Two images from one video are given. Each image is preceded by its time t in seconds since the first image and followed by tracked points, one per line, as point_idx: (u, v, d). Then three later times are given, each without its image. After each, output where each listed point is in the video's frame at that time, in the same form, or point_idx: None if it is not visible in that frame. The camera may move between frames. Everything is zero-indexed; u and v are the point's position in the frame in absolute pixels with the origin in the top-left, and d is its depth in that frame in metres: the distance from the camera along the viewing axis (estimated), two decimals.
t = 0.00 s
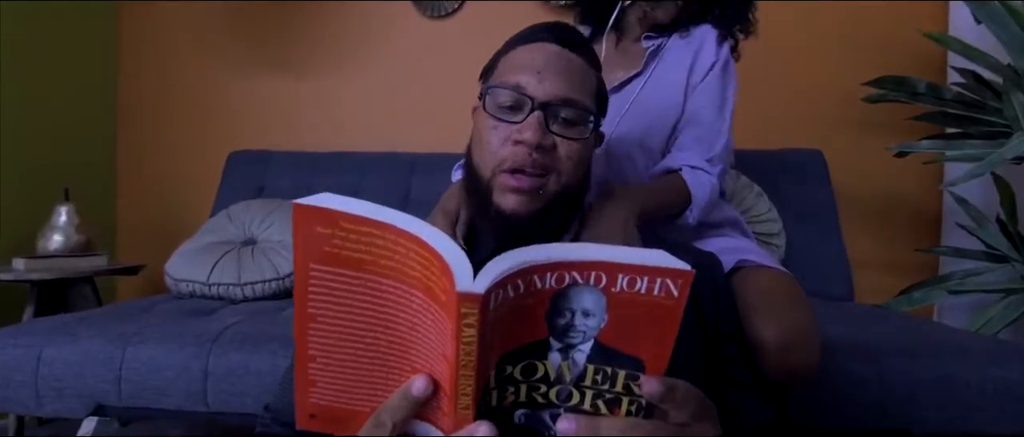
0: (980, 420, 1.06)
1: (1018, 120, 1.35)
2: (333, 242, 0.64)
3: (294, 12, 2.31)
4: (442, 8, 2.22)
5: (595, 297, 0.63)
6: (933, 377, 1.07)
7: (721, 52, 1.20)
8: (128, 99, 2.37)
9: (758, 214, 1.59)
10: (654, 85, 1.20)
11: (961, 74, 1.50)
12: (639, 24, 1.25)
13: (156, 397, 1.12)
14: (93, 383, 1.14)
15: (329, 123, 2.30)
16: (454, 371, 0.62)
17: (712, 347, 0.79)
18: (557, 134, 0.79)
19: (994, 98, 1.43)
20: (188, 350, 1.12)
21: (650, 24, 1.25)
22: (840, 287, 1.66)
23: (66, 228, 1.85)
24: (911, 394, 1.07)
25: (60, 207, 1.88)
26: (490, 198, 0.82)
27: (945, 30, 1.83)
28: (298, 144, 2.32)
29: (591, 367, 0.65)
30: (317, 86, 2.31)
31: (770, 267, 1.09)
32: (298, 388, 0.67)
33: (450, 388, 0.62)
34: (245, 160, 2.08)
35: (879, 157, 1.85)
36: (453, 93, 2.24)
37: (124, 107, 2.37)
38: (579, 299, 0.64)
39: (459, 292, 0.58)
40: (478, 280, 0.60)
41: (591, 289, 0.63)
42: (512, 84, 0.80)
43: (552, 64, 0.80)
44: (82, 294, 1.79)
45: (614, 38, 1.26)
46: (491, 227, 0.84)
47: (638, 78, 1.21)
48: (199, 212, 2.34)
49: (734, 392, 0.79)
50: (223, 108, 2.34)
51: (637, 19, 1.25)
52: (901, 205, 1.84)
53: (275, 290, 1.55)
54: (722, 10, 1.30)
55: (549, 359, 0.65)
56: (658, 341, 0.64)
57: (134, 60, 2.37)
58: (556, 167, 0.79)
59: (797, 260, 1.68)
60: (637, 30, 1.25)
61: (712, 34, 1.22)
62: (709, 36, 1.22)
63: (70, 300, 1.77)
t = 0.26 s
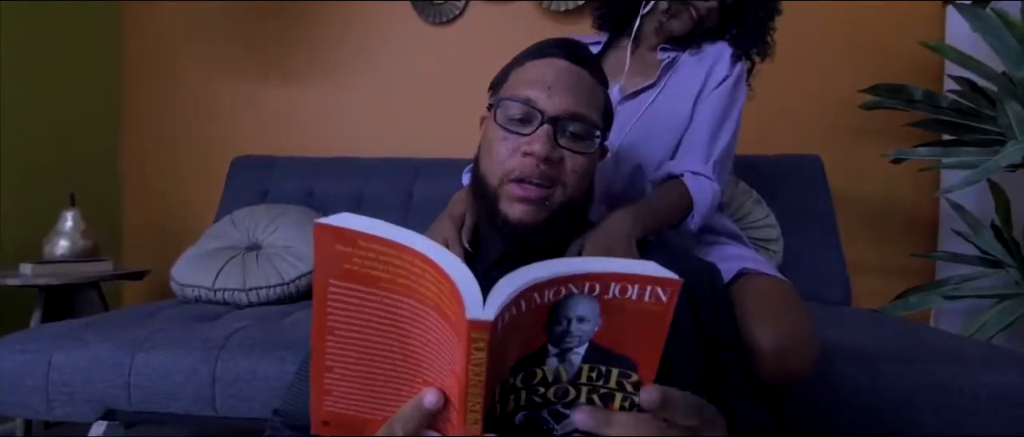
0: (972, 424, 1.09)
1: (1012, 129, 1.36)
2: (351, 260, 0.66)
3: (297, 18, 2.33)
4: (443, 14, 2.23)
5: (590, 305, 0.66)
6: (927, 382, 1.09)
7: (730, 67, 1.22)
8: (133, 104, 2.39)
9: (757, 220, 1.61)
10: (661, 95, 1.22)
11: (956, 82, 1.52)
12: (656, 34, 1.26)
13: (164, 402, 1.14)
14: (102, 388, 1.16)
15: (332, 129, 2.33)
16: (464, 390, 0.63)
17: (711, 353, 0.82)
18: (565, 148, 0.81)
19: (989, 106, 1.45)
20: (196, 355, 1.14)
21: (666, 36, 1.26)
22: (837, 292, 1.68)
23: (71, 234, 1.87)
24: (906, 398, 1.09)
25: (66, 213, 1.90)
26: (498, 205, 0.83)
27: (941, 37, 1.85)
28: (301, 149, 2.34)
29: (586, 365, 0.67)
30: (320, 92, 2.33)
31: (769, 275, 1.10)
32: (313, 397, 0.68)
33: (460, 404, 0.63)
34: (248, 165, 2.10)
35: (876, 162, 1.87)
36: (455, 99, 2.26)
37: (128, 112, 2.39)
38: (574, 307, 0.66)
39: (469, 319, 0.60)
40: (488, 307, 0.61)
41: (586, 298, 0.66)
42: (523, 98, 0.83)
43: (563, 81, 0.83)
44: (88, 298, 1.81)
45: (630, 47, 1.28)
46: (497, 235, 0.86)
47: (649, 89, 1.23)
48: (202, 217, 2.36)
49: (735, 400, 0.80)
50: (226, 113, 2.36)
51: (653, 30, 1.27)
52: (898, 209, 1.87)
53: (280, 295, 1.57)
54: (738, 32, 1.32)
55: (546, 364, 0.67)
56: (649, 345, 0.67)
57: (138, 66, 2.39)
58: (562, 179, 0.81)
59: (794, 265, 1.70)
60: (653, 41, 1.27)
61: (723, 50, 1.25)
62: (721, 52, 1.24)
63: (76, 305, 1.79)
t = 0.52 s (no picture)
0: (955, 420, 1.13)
1: (999, 135, 1.40)
2: (380, 272, 0.70)
3: (302, 23, 2.37)
4: (445, 20, 2.28)
5: (579, 305, 0.69)
6: (912, 380, 1.13)
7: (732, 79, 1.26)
8: (141, 107, 2.44)
9: (751, 222, 1.65)
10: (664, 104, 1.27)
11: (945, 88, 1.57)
12: (664, 46, 1.31)
13: (178, 398, 1.19)
14: (118, 385, 1.20)
15: (336, 132, 2.37)
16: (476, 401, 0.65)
17: (702, 351, 0.86)
18: (573, 159, 0.86)
19: (977, 113, 1.48)
20: (209, 354, 1.19)
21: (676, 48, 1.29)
22: (829, 292, 1.73)
23: (82, 236, 1.92)
24: (892, 396, 1.13)
25: (77, 215, 1.94)
26: (505, 206, 0.87)
27: (933, 44, 1.90)
28: (306, 152, 2.38)
29: (573, 353, 0.71)
30: (324, 97, 2.37)
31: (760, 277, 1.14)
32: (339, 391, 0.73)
33: (471, 411, 0.66)
34: (254, 168, 2.14)
35: (869, 166, 1.91)
36: (456, 104, 2.31)
37: (136, 115, 2.44)
38: (563, 309, 0.69)
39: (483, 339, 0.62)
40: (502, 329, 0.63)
41: (576, 300, 0.69)
42: (535, 109, 0.87)
43: (574, 95, 0.87)
44: (99, 298, 1.86)
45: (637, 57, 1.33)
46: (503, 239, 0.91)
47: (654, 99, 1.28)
48: (208, 219, 2.41)
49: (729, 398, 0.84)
50: (232, 117, 2.41)
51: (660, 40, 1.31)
52: (890, 212, 1.91)
53: (287, 296, 1.62)
54: (744, 49, 1.34)
55: (539, 361, 0.70)
56: (627, 334, 0.72)
57: (146, 70, 2.43)
58: (568, 188, 0.86)
59: (788, 267, 1.75)
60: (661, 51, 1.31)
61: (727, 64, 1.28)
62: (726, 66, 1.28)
63: (88, 305, 1.84)
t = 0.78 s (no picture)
0: (936, 413, 1.19)
1: (982, 139, 1.47)
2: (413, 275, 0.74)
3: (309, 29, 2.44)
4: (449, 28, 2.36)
5: (566, 293, 0.74)
6: (895, 374, 1.20)
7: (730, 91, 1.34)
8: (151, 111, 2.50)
9: (745, 223, 1.71)
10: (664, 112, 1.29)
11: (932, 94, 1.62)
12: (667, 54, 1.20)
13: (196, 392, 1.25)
14: (138, 379, 1.26)
15: (342, 135, 2.44)
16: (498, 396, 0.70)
17: (694, 345, 0.92)
18: (575, 166, 0.90)
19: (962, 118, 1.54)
20: (226, 349, 1.25)
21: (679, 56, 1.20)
22: (821, 291, 1.78)
23: (96, 237, 1.98)
24: (875, 389, 1.19)
25: (91, 217, 2.00)
26: (512, 203, 0.95)
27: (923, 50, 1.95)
28: (313, 156, 2.45)
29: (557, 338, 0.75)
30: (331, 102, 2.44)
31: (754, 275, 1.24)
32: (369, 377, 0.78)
33: (491, 406, 0.70)
34: (263, 171, 2.20)
35: (860, 169, 1.97)
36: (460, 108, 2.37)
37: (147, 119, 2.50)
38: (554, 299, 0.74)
39: (510, 340, 0.66)
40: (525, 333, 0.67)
41: (565, 290, 0.74)
42: (540, 118, 0.92)
43: (577, 106, 0.92)
44: (113, 297, 1.92)
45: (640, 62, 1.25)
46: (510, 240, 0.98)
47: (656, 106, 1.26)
48: (217, 220, 2.47)
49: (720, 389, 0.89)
50: (242, 122, 2.48)
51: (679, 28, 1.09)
52: (881, 214, 1.97)
53: (297, 295, 1.69)
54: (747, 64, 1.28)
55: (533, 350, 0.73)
56: (604, 315, 0.78)
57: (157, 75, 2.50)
58: (570, 192, 0.91)
59: (782, 266, 1.81)
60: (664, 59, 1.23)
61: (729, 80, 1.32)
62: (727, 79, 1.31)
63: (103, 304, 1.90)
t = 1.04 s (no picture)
0: (922, 405, 1.24)
1: (968, 142, 1.53)
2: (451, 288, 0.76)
3: (316, 34, 2.51)
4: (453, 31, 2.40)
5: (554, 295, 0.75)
6: (881, 368, 1.25)
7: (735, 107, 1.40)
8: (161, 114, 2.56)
9: (740, 223, 1.77)
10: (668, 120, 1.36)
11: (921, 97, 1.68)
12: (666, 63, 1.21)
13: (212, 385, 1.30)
14: (157, 373, 1.31)
15: (348, 137, 2.50)
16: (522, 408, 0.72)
17: (686, 338, 0.97)
18: (576, 169, 0.96)
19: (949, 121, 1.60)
20: (242, 344, 1.31)
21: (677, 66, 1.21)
22: (814, 290, 1.83)
23: (111, 236, 2.03)
24: (863, 382, 1.24)
25: (105, 217, 2.06)
26: (516, 207, 1.00)
27: (914, 55, 2.01)
28: (320, 158, 2.52)
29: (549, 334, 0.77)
30: (338, 105, 2.50)
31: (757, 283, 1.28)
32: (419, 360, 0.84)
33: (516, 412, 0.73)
34: (271, 172, 2.25)
35: (853, 171, 2.02)
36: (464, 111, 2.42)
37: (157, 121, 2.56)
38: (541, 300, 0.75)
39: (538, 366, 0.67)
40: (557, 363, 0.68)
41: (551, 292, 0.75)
42: (543, 123, 0.97)
43: (577, 112, 0.98)
44: (127, 295, 1.98)
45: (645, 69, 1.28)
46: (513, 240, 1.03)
47: (661, 114, 1.34)
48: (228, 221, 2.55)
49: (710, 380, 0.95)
50: (250, 125, 2.54)
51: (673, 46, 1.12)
52: (874, 214, 2.02)
53: (306, 292, 1.74)
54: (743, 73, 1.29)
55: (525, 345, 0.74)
56: (591, 312, 0.80)
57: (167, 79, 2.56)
58: (570, 193, 0.97)
59: (777, 265, 1.86)
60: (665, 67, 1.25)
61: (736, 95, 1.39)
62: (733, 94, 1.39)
63: (117, 302, 1.95)
